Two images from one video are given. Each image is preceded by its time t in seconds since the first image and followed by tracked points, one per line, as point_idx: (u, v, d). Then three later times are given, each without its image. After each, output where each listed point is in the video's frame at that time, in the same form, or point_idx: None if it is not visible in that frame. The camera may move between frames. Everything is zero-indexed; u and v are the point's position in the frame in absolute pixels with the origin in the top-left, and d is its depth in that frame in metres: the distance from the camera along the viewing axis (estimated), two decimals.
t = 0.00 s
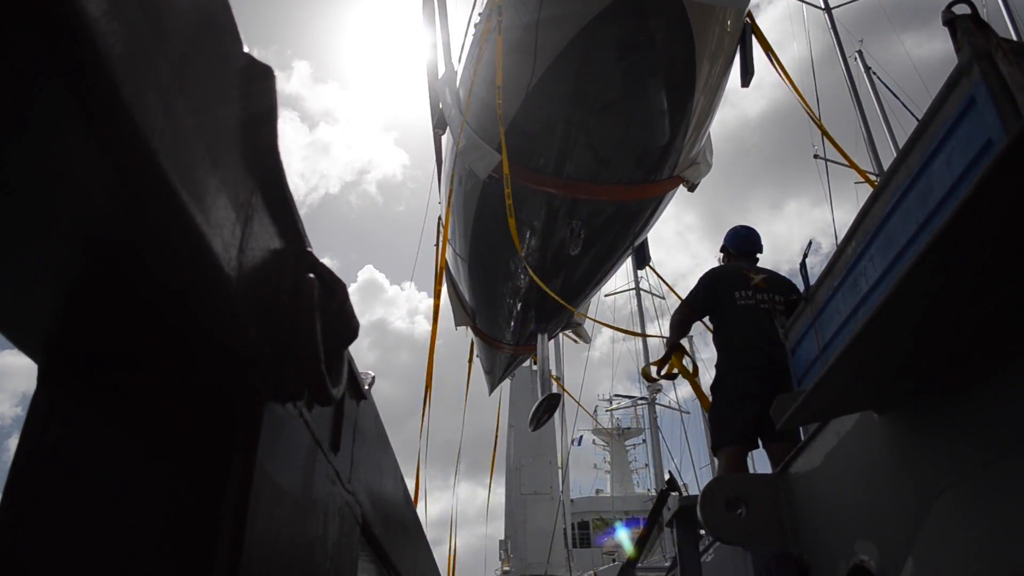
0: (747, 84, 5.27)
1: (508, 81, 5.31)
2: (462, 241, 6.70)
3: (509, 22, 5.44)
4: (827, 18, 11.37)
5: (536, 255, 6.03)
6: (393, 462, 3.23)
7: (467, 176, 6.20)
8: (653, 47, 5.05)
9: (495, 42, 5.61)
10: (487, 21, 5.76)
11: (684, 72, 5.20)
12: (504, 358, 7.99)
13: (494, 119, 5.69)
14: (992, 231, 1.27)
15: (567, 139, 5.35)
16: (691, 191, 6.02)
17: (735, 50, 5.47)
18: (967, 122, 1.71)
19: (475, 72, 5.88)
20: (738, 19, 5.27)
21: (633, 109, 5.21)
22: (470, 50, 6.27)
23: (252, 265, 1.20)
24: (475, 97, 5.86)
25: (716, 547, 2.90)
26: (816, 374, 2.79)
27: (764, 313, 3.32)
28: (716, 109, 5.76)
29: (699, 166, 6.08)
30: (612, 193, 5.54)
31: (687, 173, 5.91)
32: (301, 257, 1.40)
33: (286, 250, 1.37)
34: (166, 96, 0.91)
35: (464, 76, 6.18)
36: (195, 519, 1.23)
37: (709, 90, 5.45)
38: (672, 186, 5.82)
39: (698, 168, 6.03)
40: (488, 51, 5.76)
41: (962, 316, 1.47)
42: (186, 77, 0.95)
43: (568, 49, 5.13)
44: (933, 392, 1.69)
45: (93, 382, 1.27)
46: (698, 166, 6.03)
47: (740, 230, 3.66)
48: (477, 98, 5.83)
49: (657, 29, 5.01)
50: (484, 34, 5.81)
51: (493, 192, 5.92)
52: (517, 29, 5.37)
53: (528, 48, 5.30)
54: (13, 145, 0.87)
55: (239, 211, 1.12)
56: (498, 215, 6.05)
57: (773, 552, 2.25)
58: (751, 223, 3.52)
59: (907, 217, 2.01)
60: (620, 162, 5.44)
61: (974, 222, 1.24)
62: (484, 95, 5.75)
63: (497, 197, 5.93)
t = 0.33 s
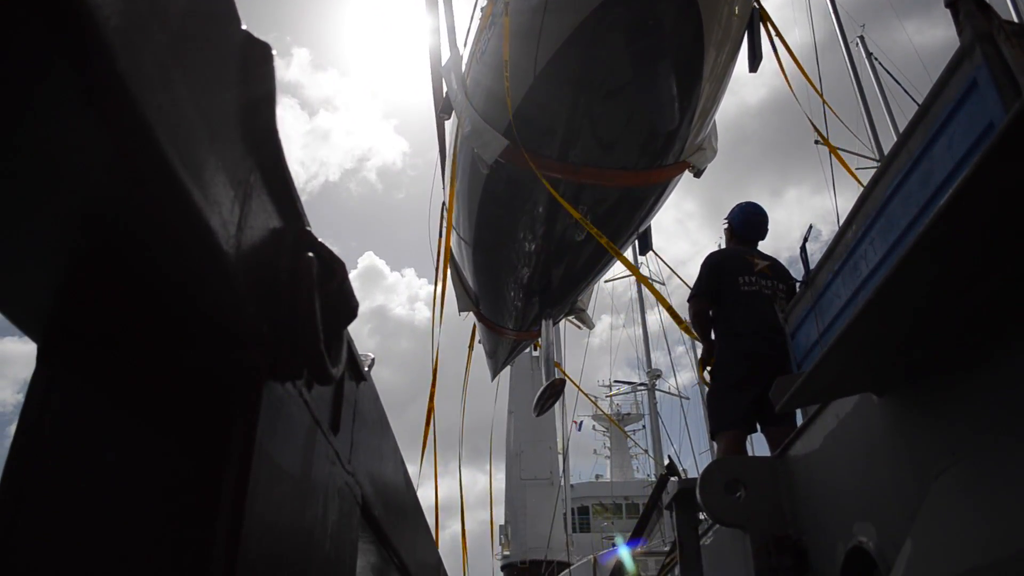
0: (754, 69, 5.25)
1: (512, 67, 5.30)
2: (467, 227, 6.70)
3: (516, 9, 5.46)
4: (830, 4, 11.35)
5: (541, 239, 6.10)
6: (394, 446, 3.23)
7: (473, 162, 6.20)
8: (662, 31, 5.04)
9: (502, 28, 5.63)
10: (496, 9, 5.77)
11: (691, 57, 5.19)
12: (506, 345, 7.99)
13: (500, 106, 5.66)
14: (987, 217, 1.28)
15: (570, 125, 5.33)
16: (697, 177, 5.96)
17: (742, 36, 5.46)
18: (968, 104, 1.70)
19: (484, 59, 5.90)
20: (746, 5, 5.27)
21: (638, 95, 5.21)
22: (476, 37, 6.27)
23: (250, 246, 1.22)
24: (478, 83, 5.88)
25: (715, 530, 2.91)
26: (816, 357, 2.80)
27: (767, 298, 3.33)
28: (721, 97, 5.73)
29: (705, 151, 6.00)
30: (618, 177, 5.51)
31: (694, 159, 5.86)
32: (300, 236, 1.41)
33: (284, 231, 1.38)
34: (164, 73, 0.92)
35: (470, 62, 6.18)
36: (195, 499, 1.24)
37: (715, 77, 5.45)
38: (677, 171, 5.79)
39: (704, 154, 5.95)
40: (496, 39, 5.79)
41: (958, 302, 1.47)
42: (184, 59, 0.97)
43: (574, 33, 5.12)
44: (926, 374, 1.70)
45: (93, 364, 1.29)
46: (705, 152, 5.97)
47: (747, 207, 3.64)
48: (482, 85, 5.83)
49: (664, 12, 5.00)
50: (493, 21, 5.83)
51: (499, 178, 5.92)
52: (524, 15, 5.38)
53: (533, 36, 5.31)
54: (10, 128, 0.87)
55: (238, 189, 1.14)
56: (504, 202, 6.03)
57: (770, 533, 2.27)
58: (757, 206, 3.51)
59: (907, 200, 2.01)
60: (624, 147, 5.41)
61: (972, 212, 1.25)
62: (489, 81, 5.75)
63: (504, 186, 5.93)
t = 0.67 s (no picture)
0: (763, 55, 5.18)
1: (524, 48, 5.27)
2: (473, 212, 6.69)
3: None
4: None
5: (547, 222, 6.07)
6: (396, 428, 3.24)
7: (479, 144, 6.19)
8: (671, 14, 4.97)
9: (509, 12, 5.60)
10: None
11: (699, 44, 5.12)
12: (510, 330, 7.97)
13: (507, 92, 5.64)
14: (982, 203, 1.28)
15: (576, 110, 5.33)
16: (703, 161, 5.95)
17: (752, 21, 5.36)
18: (972, 86, 1.69)
19: (490, 42, 5.86)
20: None
21: (644, 81, 5.18)
22: (484, 18, 6.24)
23: (252, 224, 1.23)
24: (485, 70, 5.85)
25: (715, 512, 2.92)
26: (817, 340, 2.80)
27: (767, 282, 3.33)
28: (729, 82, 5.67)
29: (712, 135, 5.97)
30: (625, 161, 5.52)
31: (700, 143, 5.84)
32: (301, 213, 1.43)
33: (286, 208, 1.39)
34: (163, 48, 0.93)
35: (476, 45, 6.15)
36: (198, 475, 1.26)
37: (723, 62, 5.37)
38: (685, 155, 5.78)
39: (710, 138, 5.92)
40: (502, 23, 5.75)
41: (957, 284, 1.48)
42: (183, 34, 0.98)
43: (580, 19, 5.08)
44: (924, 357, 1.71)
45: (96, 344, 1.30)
46: (711, 136, 5.94)
47: (752, 189, 3.64)
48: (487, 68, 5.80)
49: None
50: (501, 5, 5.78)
51: (505, 164, 5.90)
52: None
53: (542, 19, 5.26)
54: (14, 110, 0.89)
55: (238, 165, 1.15)
56: (507, 186, 6.02)
57: (770, 515, 2.27)
58: (762, 188, 3.50)
59: (910, 182, 2.00)
60: (630, 132, 5.41)
61: (971, 195, 1.25)
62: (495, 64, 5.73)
63: (510, 172, 5.91)
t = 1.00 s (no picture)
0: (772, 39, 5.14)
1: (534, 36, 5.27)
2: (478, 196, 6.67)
3: None
4: None
5: (551, 207, 6.06)
6: (399, 410, 3.25)
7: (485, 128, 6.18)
8: None
9: None
10: None
11: (708, 25, 5.10)
12: (514, 315, 7.98)
13: (513, 77, 5.62)
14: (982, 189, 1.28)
15: (581, 95, 5.30)
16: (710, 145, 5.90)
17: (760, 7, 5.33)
18: (977, 69, 1.68)
19: (497, 26, 5.83)
20: None
21: (651, 65, 5.16)
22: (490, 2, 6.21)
23: (251, 201, 1.24)
24: (491, 56, 5.81)
25: (716, 495, 2.93)
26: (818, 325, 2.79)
27: (768, 266, 3.32)
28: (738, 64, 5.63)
29: (719, 120, 5.90)
30: (631, 146, 5.49)
31: (707, 129, 5.79)
32: (301, 190, 1.44)
33: (286, 184, 1.40)
34: (168, 24, 0.94)
35: (482, 28, 6.12)
36: (200, 455, 1.26)
37: (731, 47, 5.34)
38: (692, 140, 5.75)
39: (717, 123, 5.87)
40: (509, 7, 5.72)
41: (958, 273, 1.48)
42: (188, 13, 0.98)
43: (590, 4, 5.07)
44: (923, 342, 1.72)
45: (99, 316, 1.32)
46: (719, 121, 5.88)
47: (757, 172, 3.62)
48: (494, 52, 5.78)
49: None
50: None
51: (510, 149, 5.89)
52: None
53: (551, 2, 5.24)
54: (17, 85, 0.90)
55: (239, 143, 1.16)
56: (512, 171, 6.01)
57: (771, 498, 2.27)
58: (768, 172, 3.49)
59: (913, 166, 1.98)
60: (636, 116, 5.37)
61: (972, 183, 1.25)
62: (501, 49, 5.71)
63: (515, 157, 5.90)
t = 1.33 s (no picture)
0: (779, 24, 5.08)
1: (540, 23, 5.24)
2: (481, 183, 6.66)
3: None
4: None
5: (555, 194, 6.06)
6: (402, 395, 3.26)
7: (489, 114, 6.16)
8: None
9: None
10: None
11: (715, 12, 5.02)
12: (516, 301, 7.98)
13: (516, 64, 5.59)
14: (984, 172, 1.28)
15: (586, 84, 5.38)
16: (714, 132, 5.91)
17: None
18: (980, 52, 1.66)
19: (500, 12, 5.80)
20: None
21: (656, 51, 5.13)
22: None
23: (251, 179, 1.26)
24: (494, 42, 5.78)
25: (717, 480, 2.93)
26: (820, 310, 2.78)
27: (768, 252, 3.31)
28: (744, 50, 5.58)
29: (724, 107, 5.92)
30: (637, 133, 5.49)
31: (712, 115, 5.79)
32: (303, 169, 1.46)
33: (285, 162, 1.42)
34: (169, 4, 0.94)
35: (485, 14, 6.09)
36: (202, 436, 1.28)
37: (737, 32, 5.27)
38: (697, 127, 5.77)
39: (722, 110, 5.87)
40: None
41: (956, 255, 1.48)
42: None
43: None
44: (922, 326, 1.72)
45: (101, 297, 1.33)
46: (724, 108, 5.89)
47: (760, 157, 3.61)
48: (496, 39, 5.75)
49: None
50: None
51: (513, 135, 5.88)
52: None
53: None
54: (24, 69, 0.91)
55: (240, 121, 1.17)
56: (517, 157, 6.00)
57: (772, 482, 2.27)
58: (768, 158, 3.48)
59: (915, 151, 1.97)
60: (641, 103, 5.37)
61: (972, 166, 1.26)
62: (504, 35, 5.67)
63: (519, 144, 5.88)
